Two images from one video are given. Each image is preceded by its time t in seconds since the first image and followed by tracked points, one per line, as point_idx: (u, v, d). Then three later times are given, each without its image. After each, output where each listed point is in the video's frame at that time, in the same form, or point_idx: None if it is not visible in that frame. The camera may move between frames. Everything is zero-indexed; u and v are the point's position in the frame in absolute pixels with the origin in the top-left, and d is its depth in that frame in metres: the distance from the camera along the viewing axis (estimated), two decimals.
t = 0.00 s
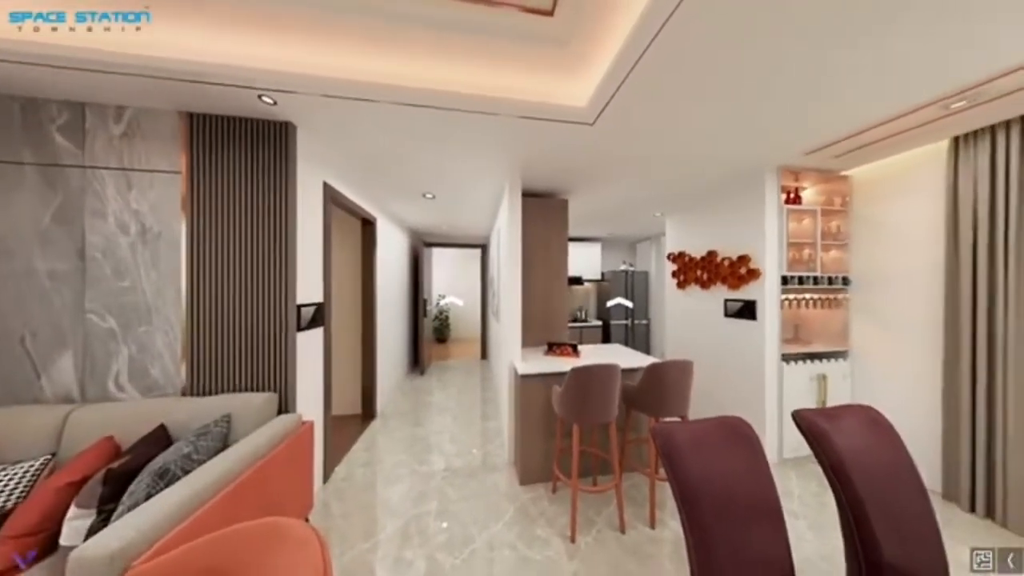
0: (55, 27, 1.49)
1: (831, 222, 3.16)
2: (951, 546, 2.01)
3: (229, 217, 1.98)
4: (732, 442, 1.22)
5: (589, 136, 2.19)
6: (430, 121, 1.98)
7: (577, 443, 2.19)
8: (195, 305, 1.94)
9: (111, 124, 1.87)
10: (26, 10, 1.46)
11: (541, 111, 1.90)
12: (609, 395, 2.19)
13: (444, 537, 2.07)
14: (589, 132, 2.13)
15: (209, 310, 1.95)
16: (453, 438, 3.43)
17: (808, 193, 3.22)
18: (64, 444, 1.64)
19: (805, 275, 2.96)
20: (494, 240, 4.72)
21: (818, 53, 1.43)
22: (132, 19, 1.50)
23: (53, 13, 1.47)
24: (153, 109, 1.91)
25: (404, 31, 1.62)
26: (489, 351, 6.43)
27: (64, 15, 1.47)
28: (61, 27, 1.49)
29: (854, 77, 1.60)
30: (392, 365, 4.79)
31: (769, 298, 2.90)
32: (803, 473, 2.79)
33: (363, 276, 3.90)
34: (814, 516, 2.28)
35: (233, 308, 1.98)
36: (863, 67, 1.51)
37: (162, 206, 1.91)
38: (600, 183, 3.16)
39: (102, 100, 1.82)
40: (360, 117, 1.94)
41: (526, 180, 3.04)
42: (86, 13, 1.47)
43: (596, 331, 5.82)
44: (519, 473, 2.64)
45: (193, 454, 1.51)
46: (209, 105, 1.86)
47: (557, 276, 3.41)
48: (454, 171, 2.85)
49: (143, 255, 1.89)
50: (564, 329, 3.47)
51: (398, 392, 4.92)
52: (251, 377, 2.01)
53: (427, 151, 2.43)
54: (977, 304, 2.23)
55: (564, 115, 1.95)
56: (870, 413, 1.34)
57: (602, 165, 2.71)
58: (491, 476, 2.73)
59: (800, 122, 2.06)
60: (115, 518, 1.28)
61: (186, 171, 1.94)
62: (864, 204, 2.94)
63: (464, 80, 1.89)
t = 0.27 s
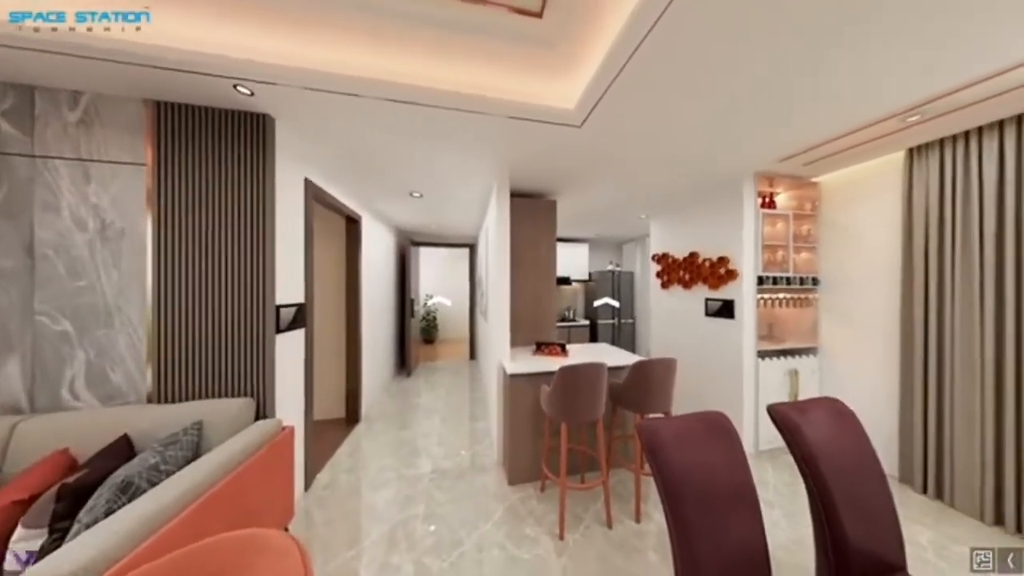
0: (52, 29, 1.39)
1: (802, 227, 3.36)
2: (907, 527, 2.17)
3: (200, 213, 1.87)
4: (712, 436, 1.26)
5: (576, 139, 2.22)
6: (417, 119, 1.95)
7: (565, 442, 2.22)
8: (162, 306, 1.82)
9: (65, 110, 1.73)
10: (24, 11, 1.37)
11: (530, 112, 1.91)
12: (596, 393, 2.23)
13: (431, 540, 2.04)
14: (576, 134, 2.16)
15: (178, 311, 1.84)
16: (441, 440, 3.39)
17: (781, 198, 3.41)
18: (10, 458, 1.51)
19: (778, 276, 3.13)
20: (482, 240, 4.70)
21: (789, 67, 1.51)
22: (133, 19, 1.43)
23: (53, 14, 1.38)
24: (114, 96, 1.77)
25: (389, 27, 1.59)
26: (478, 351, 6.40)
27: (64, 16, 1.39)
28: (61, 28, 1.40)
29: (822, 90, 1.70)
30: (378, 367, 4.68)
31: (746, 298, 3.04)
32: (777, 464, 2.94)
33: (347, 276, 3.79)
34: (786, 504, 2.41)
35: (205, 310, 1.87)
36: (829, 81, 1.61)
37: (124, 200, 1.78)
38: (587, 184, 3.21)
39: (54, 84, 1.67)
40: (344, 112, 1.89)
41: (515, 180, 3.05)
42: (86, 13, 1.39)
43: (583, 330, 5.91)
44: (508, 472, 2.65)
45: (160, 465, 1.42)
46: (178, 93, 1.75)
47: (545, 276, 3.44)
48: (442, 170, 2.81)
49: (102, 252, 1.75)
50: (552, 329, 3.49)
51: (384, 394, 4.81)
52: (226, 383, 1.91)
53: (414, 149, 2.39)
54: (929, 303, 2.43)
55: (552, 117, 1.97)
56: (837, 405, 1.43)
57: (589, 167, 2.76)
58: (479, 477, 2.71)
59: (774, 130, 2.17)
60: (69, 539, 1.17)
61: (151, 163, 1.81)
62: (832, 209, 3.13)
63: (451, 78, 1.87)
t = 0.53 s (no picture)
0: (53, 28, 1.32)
1: (776, 230, 3.51)
2: (869, 510, 2.33)
3: (169, 208, 1.76)
4: (694, 430, 1.31)
5: (565, 140, 2.25)
6: (404, 115, 1.91)
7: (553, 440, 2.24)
8: (125, 307, 1.69)
9: (11, 93, 1.58)
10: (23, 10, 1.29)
11: (519, 112, 1.92)
12: (584, 392, 2.26)
13: (419, 545, 2.01)
14: (565, 136, 2.18)
15: (144, 313, 1.72)
16: (428, 442, 3.34)
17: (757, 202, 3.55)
18: None
19: (754, 276, 3.28)
20: (471, 240, 4.66)
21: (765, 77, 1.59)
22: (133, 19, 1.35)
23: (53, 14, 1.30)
24: (70, 80, 1.64)
25: (374, 21, 1.54)
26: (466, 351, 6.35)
27: (63, 15, 1.30)
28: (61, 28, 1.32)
29: (793, 101, 1.81)
30: (363, 370, 4.55)
31: (725, 298, 3.18)
32: (754, 455, 3.09)
33: (330, 276, 3.67)
34: (762, 493, 2.54)
35: (174, 311, 1.76)
36: (801, 93, 1.70)
37: (81, 193, 1.65)
38: (575, 186, 3.26)
39: None
40: (328, 106, 1.82)
41: (504, 180, 3.04)
42: (87, 13, 1.30)
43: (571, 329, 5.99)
44: (497, 473, 2.64)
45: (123, 478, 1.32)
46: (144, 80, 1.64)
47: (534, 276, 3.46)
48: (430, 168, 2.77)
49: (55, 249, 1.62)
50: (541, 328, 3.52)
51: (369, 397, 4.69)
52: (198, 388, 1.80)
53: (401, 146, 2.34)
54: (887, 301, 2.63)
55: (541, 118, 1.98)
56: (808, 399, 1.51)
57: (577, 168, 2.79)
58: (468, 479, 2.69)
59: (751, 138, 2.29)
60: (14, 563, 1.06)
61: (113, 154, 1.68)
62: (803, 213, 3.32)
63: (440, 77, 1.84)
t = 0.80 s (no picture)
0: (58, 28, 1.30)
1: (753, 232, 3.68)
2: (836, 496, 2.49)
3: (132, 203, 1.64)
4: (678, 426, 1.36)
5: (553, 141, 2.27)
6: (390, 111, 1.86)
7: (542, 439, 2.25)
8: (81, 309, 1.56)
9: None
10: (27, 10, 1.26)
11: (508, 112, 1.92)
12: (571, 391, 2.29)
13: (406, 549, 1.97)
14: (553, 137, 2.20)
15: (103, 315, 1.59)
16: (416, 445, 3.28)
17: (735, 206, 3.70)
18: None
19: (733, 277, 3.43)
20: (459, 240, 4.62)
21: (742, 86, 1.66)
22: (133, 19, 1.30)
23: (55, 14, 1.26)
24: (16, 61, 1.50)
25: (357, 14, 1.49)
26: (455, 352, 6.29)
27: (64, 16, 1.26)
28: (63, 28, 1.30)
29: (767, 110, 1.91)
30: (347, 372, 4.42)
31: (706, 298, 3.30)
32: (732, 448, 3.23)
33: (312, 275, 3.54)
34: (740, 484, 2.66)
35: (139, 313, 1.65)
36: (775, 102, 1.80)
37: (30, 185, 1.51)
38: (563, 187, 3.29)
39: None
40: (309, 99, 1.75)
41: (492, 180, 3.04)
42: (86, 13, 1.26)
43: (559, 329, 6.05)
44: (485, 474, 2.63)
45: (79, 494, 1.22)
46: (104, 65, 1.52)
47: (523, 276, 3.46)
48: (417, 166, 2.72)
49: None
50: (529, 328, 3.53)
51: (354, 400, 4.55)
52: (166, 395, 1.69)
53: (387, 143, 2.28)
54: (851, 300, 2.82)
55: (530, 118, 1.99)
56: (781, 393, 1.60)
57: (565, 169, 2.82)
58: (456, 481, 2.67)
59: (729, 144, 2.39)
60: None
61: (67, 143, 1.55)
62: (777, 217, 3.50)
63: (437, 77, 1.84)
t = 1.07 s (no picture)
0: (58, 26, 1.28)
1: (729, 235, 3.87)
2: (803, 483, 2.66)
3: (86, 194, 1.49)
4: (661, 422, 1.41)
5: (540, 142, 2.28)
6: (374, 106, 1.81)
7: (530, 439, 2.26)
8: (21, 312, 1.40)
9: None
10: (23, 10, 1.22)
11: (495, 112, 1.92)
12: (558, 390, 2.31)
13: (390, 555, 1.92)
14: (540, 137, 2.22)
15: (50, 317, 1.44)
16: (401, 448, 3.21)
17: (712, 210, 3.88)
18: None
19: (711, 277, 3.59)
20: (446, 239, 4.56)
21: (720, 93, 1.74)
22: (132, 19, 1.26)
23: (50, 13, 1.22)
24: None
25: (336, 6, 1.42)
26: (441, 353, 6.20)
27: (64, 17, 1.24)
28: (64, 26, 1.29)
29: (741, 118, 2.01)
30: (328, 376, 4.26)
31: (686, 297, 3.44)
32: (710, 441, 3.38)
33: (290, 274, 3.38)
34: (716, 475, 2.79)
35: (93, 314, 1.51)
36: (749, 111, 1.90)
37: None
38: (550, 187, 3.32)
39: None
40: (286, 90, 1.67)
41: (479, 179, 3.02)
42: (87, 13, 1.23)
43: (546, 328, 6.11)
44: (472, 475, 2.61)
45: (19, 516, 1.10)
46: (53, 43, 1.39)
47: (510, 276, 3.46)
48: (402, 163, 2.66)
49: None
50: (517, 328, 3.53)
51: (335, 404, 4.39)
52: (123, 403, 1.56)
53: (370, 138, 2.22)
54: (816, 300, 3.02)
55: (518, 119, 2.00)
56: (754, 387, 1.68)
57: (552, 170, 2.85)
58: (443, 483, 2.63)
59: (707, 149, 2.50)
60: None
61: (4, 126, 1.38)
62: (750, 221, 3.69)
63: (430, 76, 1.85)
